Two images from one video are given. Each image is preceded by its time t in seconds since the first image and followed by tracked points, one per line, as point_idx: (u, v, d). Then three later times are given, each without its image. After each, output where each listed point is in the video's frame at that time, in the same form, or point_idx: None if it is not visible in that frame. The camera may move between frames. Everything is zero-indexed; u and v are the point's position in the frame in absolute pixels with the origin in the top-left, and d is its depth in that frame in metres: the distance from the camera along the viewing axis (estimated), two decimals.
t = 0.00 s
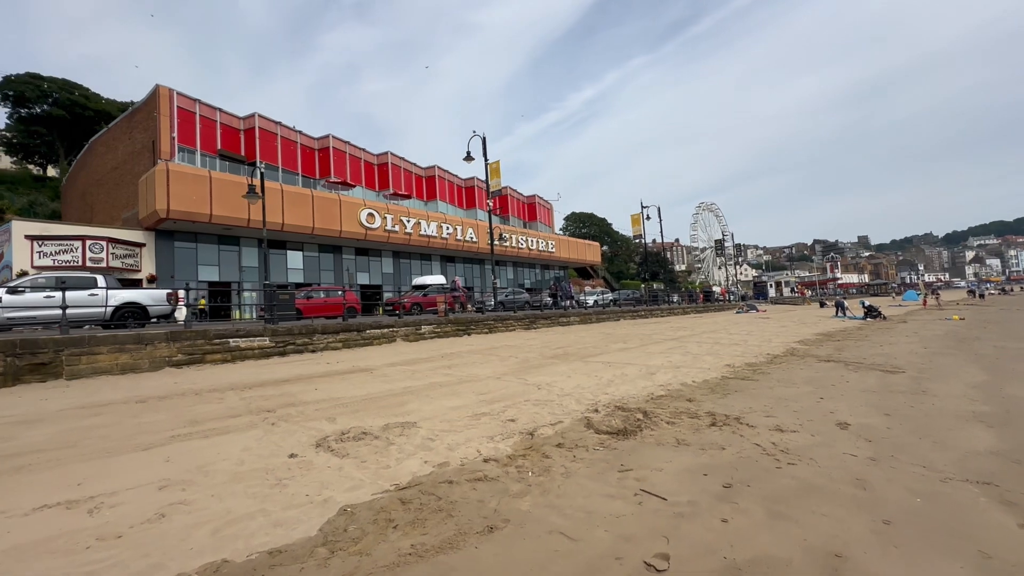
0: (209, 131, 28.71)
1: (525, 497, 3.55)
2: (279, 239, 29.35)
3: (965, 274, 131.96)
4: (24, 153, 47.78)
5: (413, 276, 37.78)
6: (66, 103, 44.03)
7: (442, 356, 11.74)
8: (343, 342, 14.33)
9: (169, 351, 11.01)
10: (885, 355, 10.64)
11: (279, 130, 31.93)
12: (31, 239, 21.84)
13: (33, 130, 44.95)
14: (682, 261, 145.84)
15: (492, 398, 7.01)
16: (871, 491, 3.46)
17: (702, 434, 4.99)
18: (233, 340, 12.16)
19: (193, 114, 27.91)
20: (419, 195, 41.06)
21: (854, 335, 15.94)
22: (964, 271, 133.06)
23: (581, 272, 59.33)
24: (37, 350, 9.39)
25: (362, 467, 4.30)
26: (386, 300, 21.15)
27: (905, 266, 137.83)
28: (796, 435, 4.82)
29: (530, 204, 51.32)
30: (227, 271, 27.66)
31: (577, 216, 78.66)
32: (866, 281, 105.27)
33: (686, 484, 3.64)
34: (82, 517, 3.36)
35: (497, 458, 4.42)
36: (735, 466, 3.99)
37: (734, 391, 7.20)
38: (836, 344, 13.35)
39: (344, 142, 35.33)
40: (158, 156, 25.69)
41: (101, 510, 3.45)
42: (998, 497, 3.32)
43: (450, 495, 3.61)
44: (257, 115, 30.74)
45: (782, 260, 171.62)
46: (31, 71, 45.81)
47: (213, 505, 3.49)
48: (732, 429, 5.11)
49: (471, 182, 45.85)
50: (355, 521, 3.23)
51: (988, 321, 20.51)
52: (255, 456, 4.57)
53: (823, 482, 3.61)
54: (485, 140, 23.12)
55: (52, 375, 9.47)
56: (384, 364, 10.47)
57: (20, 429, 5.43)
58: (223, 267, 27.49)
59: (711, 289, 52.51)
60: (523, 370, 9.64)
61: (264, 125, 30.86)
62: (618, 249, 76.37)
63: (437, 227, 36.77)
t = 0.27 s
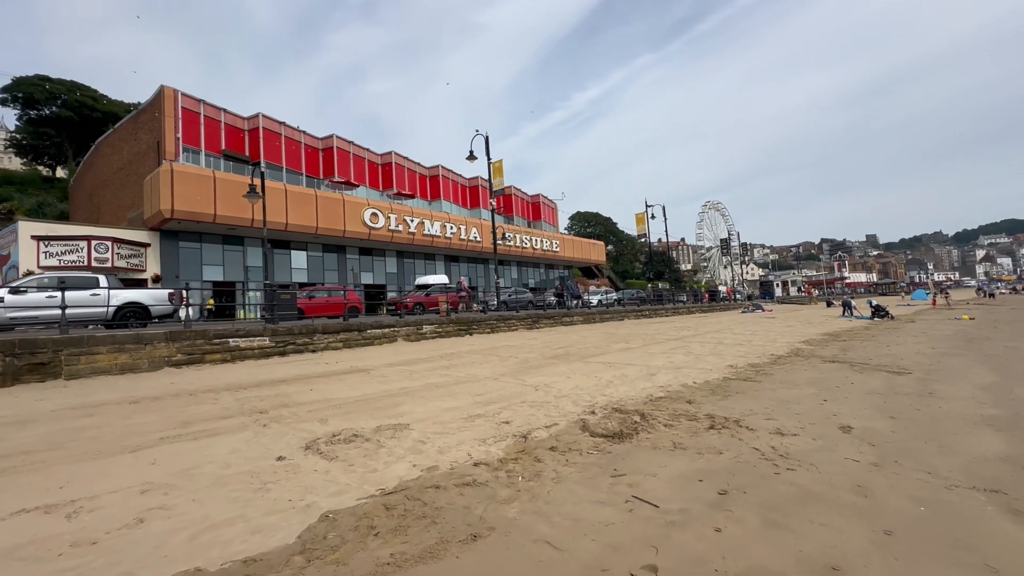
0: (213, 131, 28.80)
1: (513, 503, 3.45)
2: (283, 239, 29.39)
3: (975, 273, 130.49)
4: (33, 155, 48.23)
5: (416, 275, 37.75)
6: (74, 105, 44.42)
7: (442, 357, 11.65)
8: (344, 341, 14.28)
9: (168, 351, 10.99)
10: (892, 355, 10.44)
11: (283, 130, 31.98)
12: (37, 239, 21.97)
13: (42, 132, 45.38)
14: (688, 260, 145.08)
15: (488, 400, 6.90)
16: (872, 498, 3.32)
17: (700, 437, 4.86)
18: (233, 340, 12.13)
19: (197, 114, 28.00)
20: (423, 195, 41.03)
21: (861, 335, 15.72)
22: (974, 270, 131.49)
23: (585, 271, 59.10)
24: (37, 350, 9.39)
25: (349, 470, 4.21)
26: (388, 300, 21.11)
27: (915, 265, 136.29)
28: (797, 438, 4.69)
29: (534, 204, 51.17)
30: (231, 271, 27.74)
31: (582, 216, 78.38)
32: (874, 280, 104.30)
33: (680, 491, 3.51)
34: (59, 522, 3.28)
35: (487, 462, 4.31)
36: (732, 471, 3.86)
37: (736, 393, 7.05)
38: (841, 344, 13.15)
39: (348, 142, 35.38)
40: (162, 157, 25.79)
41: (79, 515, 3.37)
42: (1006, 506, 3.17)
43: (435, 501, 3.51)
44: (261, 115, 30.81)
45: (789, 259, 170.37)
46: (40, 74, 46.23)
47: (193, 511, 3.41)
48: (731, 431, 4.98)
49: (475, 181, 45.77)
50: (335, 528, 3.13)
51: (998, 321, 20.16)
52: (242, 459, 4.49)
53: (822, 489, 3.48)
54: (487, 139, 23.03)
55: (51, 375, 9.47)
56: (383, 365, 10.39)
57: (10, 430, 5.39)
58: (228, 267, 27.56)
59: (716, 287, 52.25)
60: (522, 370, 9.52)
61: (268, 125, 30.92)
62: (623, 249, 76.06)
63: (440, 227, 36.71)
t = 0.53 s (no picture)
0: (219, 132, 28.93)
1: (498, 509, 3.35)
2: (288, 239, 29.47)
3: (988, 273, 128.60)
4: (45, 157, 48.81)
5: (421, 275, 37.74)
6: (85, 107, 44.92)
7: (441, 357, 11.57)
8: (345, 342, 14.24)
9: (168, 351, 10.99)
10: (900, 357, 10.21)
11: (289, 130, 32.08)
12: (45, 240, 22.15)
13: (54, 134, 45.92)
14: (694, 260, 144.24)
15: (484, 401, 6.79)
16: (873, 507, 3.18)
17: (697, 441, 4.73)
18: (233, 339, 12.12)
19: (203, 115, 28.14)
20: (428, 195, 41.02)
21: (869, 336, 15.45)
22: (986, 269, 129.59)
23: (591, 271, 58.83)
24: (37, 350, 9.41)
25: (335, 474, 4.12)
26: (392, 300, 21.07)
27: (926, 264, 134.54)
28: (796, 443, 4.54)
29: (539, 204, 51.00)
30: (237, 271, 27.84)
31: (588, 215, 78.07)
32: (884, 280, 103.11)
33: (671, 497, 3.39)
34: (35, 526, 3.22)
35: (476, 466, 4.21)
36: (727, 477, 3.73)
37: (737, 395, 6.89)
38: (848, 345, 12.91)
39: (353, 143, 35.44)
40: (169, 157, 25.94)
41: (56, 518, 3.30)
42: (1014, 516, 3.01)
43: (419, 506, 3.41)
44: (267, 116, 30.92)
45: (797, 259, 168.87)
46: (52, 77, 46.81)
47: (171, 516, 3.33)
48: (729, 435, 4.84)
49: (480, 181, 45.72)
50: (313, 535, 3.04)
51: (1011, 321, 19.76)
52: (228, 461, 4.42)
53: (820, 497, 3.34)
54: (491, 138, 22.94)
55: (51, 374, 9.49)
56: (381, 365, 10.32)
57: (1, 430, 5.36)
58: (233, 267, 27.67)
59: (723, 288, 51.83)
60: (521, 371, 9.41)
61: (273, 125, 31.03)
62: (629, 249, 75.68)
63: (445, 227, 36.67)
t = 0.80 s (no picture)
0: (227, 133, 29.12)
1: (484, 518, 3.23)
2: (294, 240, 29.56)
3: (1003, 274, 126.31)
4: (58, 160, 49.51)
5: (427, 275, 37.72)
6: (97, 110, 45.54)
7: (442, 358, 11.47)
8: (347, 342, 14.20)
9: (170, 351, 10.99)
10: (911, 360, 9.94)
11: (296, 131, 32.20)
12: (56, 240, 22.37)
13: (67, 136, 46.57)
14: (703, 261, 143.22)
15: (481, 404, 6.68)
16: (877, 521, 3.02)
17: (696, 447, 4.58)
18: (235, 340, 12.13)
19: (211, 117, 28.33)
20: (434, 195, 41.04)
21: (879, 338, 15.15)
22: (1002, 270, 127.30)
23: (598, 272, 58.54)
24: (39, 350, 9.45)
25: (322, 479, 4.02)
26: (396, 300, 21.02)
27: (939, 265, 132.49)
28: (799, 450, 4.38)
29: (546, 204, 50.82)
30: (244, 271, 27.98)
31: (596, 216, 77.71)
32: (896, 281, 101.65)
33: (666, 509, 3.24)
34: (10, 532, 3.15)
35: (466, 472, 4.09)
36: (724, 486, 3.58)
37: (741, 399, 6.71)
38: (858, 348, 12.62)
39: (359, 143, 35.52)
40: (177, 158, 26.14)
41: (32, 525, 3.23)
42: None
43: (403, 515, 3.30)
44: (274, 117, 31.07)
45: (808, 259, 166.98)
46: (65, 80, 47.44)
47: (149, 522, 3.25)
48: (730, 442, 4.68)
49: (486, 181, 45.66)
50: (291, 544, 2.94)
51: None
52: (215, 465, 4.35)
53: (822, 509, 3.18)
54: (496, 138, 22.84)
55: (52, 374, 9.50)
56: (381, 366, 10.24)
57: None
58: (240, 267, 27.80)
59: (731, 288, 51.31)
60: (521, 373, 9.29)
61: (281, 126, 31.17)
62: (636, 249, 75.21)
63: (451, 227, 36.62)
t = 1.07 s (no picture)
0: (235, 135, 29.29)
1: (474, 528, 3.10)
2: (302, 240, 29.65)
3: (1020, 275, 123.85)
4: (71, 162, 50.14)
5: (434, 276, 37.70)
6: (110, 112, 46.12)
7: (445, 359, 11.36)
8: (351, 342, 14.14)
9: (173, 351, 10.99)
10: (925, 363, 9.65)
11: (303, 132, 32.33)
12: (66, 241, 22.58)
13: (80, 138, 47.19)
14: (712, 261, 142.05)
15: (480, 406, 6.55)
16: (890, 535, 2.84)
17: (698, 453, 4.41)
18: (239, 340, 12.10)
19: (220, 118, 28.52)
20: (441, 195, 41.04)
21: (892, 340, 14.79)
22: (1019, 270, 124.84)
23: (606, 272, 58.19)
24: (42, 350, 9.47)
25: (311, 483, 3.92)
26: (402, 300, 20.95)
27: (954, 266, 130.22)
28: (807, 457, 4.19)
29: (553, 204, 50.60)
30: (252, 271, 28.12)
31: (604, 216, 77.31)
32: (909, 282, 100.04)
33: (664, 520, 3.10)
34: None
35: (460, 478, 3.97)
36: (727, 496, 3.42)
37: (747, 403, 6.52)
38: (870, 350, 12.33)
39: (367, 144, 35.58)
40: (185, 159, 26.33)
41: (12, 529, 3.15)
42: None
43: (390, 523, 3.18)
44: (281, 118, 31.21)
45: (819, 259, 164.98)
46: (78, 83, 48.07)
47: (129, 529, 3.15)
48: (734, 448, 4.51)
49: (493, 182, 45.59)
50: (272, 554, 2.83)
51: None
52: (204, 469, 4.25)
53: (830, 522, 3.01)
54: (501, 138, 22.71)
55: (56, 374, 9.53)
56: (383, 367, 10.14)
57: None
58: (248, 267, 27.94)
59: (740, 289, 50.76)
60: (524, 375, 9.14)
61: (288, 127, 31.32)
62: (645, 249, 74.72)
63: (458, 228, 36.56)
